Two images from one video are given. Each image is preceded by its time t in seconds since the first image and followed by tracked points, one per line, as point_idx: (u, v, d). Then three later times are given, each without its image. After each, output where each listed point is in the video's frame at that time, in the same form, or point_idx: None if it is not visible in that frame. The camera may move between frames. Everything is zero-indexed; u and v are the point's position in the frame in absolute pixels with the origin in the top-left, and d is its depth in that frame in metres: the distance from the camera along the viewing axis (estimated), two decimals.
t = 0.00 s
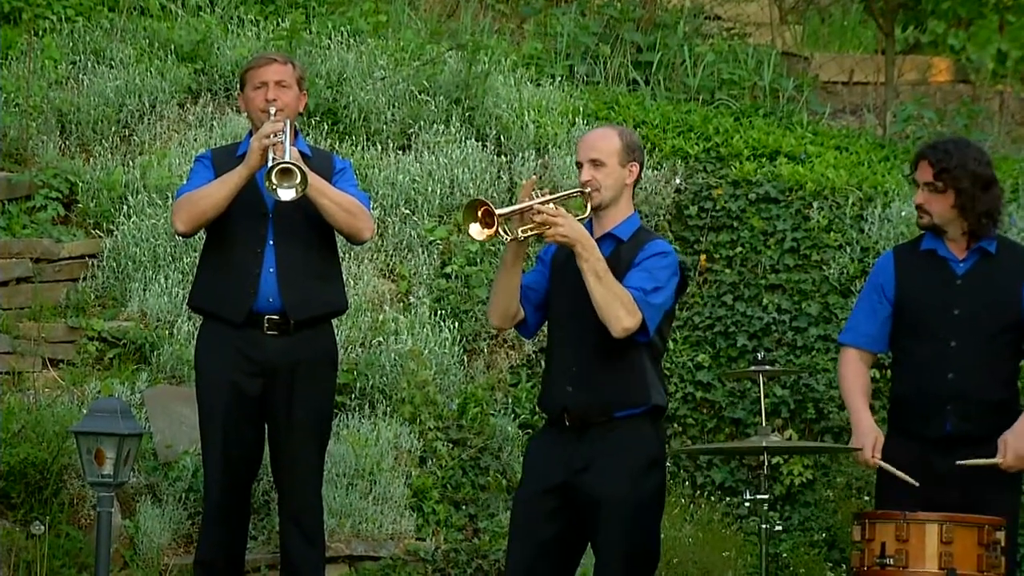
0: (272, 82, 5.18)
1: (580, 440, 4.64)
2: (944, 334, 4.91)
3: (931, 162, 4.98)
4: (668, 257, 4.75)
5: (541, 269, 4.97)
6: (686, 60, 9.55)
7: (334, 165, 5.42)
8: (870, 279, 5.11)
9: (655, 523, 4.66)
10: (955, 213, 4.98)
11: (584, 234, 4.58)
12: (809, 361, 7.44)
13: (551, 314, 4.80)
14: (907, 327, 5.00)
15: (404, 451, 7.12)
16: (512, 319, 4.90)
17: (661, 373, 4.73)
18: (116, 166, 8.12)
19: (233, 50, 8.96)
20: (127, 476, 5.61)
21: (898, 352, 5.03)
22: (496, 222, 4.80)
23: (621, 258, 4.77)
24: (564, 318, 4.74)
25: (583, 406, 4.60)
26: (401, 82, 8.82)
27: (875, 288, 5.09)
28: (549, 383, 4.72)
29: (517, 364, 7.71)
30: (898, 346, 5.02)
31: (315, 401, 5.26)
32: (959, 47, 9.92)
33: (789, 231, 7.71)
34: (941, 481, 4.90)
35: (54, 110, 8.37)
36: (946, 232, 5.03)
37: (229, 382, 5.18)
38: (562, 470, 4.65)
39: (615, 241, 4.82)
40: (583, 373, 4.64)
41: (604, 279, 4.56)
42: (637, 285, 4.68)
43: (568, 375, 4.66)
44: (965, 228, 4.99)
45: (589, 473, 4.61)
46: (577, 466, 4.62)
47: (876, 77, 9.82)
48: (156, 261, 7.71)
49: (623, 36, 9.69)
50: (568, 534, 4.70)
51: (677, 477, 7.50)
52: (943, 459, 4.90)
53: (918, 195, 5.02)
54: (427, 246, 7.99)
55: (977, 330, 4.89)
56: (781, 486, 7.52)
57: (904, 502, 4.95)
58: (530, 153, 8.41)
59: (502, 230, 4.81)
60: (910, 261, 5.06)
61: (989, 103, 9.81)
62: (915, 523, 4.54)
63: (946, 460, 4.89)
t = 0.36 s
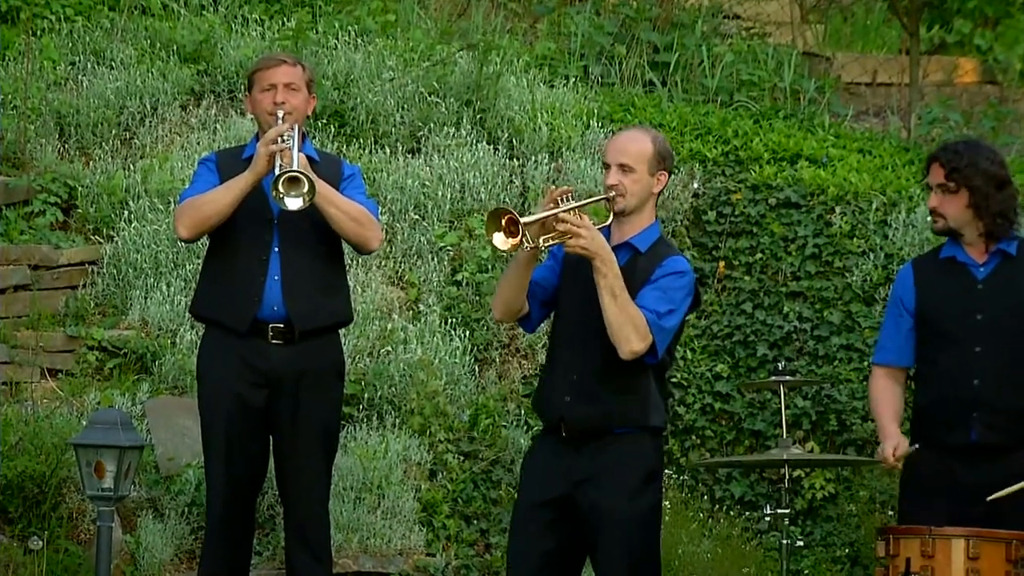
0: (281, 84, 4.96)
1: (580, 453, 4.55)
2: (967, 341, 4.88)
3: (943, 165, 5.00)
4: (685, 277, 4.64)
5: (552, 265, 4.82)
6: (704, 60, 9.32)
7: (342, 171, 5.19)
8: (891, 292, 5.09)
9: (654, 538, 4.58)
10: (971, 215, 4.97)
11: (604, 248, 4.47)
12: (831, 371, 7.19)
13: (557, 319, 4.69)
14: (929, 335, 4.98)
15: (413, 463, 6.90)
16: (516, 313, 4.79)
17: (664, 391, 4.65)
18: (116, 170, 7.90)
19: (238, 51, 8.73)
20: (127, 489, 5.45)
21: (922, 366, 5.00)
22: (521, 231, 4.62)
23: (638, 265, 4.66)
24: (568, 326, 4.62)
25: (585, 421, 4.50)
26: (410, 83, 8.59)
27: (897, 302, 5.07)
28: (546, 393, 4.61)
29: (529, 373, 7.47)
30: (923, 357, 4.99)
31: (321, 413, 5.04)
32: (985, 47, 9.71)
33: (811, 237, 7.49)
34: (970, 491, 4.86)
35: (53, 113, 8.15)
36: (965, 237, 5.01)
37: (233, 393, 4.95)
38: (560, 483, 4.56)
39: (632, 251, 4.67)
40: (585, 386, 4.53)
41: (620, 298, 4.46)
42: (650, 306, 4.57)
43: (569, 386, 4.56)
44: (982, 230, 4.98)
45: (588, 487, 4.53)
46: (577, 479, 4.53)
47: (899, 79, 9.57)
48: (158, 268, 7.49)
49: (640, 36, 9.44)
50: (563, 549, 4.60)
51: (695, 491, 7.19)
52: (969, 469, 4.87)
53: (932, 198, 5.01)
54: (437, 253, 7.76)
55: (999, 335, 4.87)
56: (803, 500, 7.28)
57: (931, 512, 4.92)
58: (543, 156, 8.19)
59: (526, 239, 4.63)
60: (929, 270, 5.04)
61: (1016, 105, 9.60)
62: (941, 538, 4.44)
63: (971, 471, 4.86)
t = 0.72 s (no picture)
0: (301, 93, 4.74)
1: (588, 462, 4.40)
2: (992, 353, 4.67)
3: (977, 168, 4.79)
4: (694, 274, 4.49)
5: (556, 268, 4.67)
6: (724, 65, 9.09)
7: (356, 186, 4.97)
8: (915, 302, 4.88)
9: (666, 547, 4.44)
10: (1004, 221, 4.75)
11: (610, 247, 4.32)
12: (854, 386, 6.97)
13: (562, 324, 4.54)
14: (952, 347, 4.76)
15: (424, 481, 6.66)
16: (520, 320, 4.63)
17: (674, 395, 4.51)
18: (118, 179, 7.69)
19: (242, 55, 8.52)
20: (130, 506, 5.23)
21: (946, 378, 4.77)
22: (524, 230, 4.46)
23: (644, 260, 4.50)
24: (574, 331, 4.48)
25: (593, 428, 4.36)
26: (420, 88, 8.38)
27: (920, 311, 4.85)
28: (553, 398, 4.47)
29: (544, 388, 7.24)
30: (945, 370, 4.76)
31: (328, 429, 4.80)
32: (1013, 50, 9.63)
33: (834, 248, 7.26)
34: (994, 511, 4.62)
35: (52, 119, 7.95)
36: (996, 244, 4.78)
37: (237, 409, 4.72)
38: (568, 492, 4.41)
39: (638, 250, 4.52)
40: (592, 392, 4.39)
41: (627, 297, 4.31)
42: (659, 305, 4.43)
43: (576, 392, 4.42)
44: (1013, 238, 4.76)
45: (598, 496, 4.38)
46: (586, 488, 4.38)
47: (925, 84, 9.35)
48: (161, 279, 7.28)
49: (657, 39, 9.22)
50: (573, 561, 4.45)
51: (713, 509, 6.94)
52: (993, 487, 4.63)
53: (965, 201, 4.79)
54: (448, 263, 7.55)
55: None
56: (825, 518, 7.06)
57: (955, 527, 4.67)
58: (558, 164, 7.96)
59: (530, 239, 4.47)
60: (955, 279, 4.82)
61: None
62: (969, 558, 4.10)
63: (996, 490, 4.62)
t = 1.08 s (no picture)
0: (329, 102, 4.52)
1: (614, 473, 4.28)
2: None
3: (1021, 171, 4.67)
4: (704, 267, 4.46)
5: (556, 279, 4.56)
6: (748, 68, 8.86)
7: (380, 200, 4.76)
8: (949, 312, 4.83)
9: (693, 556, 4.34)
10: None
11: (634, 249, 4.20)
12: (883, 400, 6.73)
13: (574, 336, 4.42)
14: (984, 360, 4.69)
15: (439, 497, 6.42)
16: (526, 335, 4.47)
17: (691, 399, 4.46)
18: (123, 186, 7.48)
19: (252, 58, 8.30)
20: (136, 524, 5.02)
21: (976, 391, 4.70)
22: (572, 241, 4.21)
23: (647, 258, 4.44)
24: (590, 340, 4.37)
25: (621, 438, 4.25)
26: (435, 92, 8.17)
27: (953, 322, 4.80)
28: (571, 413, 4.33)
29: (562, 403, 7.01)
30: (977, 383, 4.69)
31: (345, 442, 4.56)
32: None
33: (861, 257, 7.05)
34: None
35: (56, 124, 7.74)
36: None
37: (249, 421, 4.49)
38: (596, 506, 4.28)
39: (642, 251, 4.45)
40: (616, 400, 4.30)
41: (654, 297, 4.23)
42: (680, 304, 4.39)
43: (598, 402, 4.30)
44: None
45: (627, 507, 4.27)
46: (614, 501, 4.27)
47: (956, 87, 9.11)
48: (167, 289, 7.06)
49: (679, 42, 9.00)
50: None
51: (738, 527, 6.69)
52: None
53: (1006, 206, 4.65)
54: (464, 272, 7.33)
55: None
56: (853, 537, 6.81)
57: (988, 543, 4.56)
58: (577, 170, 7.76)
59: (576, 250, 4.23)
60: (989, 291, 4.75)
61: None
62: None
63: None
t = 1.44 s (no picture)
0: (337, 117, 4.36)
1: (649, 486, 4.10)
2: None
3: None
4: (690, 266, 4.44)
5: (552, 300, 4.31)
6: (769, 70, 8.65)
7: (394, 216, 4.57)
8: (973, 322, 4.14)
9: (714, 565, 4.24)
10: None
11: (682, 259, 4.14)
12: (908, 413, 6.49)
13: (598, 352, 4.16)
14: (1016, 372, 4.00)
15: (449, 512, 6.18)
16: (568, 358, 4.11)
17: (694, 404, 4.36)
18: (125, 191, 7.28)
19: (258, 60, 8.11)
20: (138, 540, 4.97)
21: (1004, 407, 4.03)
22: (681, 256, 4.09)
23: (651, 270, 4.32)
24: (618, 353, 4.16)
25: (663, 447, 4.08)
26: (446, 95, 7.99)
27: (978, 333, 4.11)
28: (605, 429, 4.09)
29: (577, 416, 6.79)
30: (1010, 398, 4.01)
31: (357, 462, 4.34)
32: None
33: (885, 264, 6.86)
34: None
35: (56, 128, 7.54)
36: None
37: (256, 441, 4.30)
38: (633, 522, 4.09)
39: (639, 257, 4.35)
40: (651, 411, 4.12)
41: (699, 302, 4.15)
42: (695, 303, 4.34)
43: (635, 415, 4.10)
44: None
45: (665, 520, 4.10)
46: (654, 514, 4.09)
47: (983, 89, 8.90)
48: (170, 298, 6.86)
49: (698, 43, 8.79)
50: None
51: (758, 543, 6.43)
52: None
53: None
54: (476, 281, 7.13)
55: None
56: (877, 553, 6.58)
57: (1014, 573, 3.90)
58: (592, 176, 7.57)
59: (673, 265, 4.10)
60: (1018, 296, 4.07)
61: None
62: None
63: None
